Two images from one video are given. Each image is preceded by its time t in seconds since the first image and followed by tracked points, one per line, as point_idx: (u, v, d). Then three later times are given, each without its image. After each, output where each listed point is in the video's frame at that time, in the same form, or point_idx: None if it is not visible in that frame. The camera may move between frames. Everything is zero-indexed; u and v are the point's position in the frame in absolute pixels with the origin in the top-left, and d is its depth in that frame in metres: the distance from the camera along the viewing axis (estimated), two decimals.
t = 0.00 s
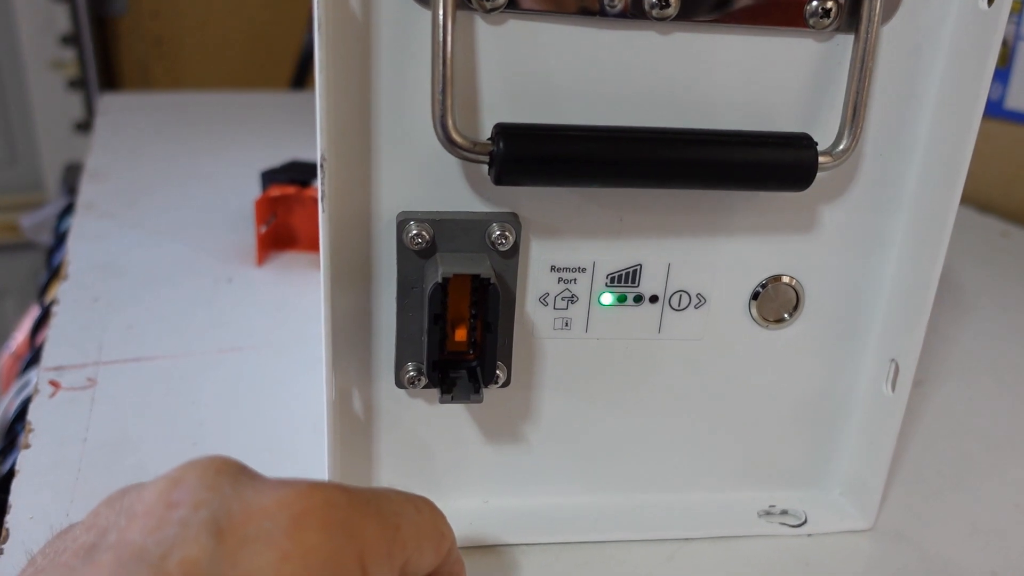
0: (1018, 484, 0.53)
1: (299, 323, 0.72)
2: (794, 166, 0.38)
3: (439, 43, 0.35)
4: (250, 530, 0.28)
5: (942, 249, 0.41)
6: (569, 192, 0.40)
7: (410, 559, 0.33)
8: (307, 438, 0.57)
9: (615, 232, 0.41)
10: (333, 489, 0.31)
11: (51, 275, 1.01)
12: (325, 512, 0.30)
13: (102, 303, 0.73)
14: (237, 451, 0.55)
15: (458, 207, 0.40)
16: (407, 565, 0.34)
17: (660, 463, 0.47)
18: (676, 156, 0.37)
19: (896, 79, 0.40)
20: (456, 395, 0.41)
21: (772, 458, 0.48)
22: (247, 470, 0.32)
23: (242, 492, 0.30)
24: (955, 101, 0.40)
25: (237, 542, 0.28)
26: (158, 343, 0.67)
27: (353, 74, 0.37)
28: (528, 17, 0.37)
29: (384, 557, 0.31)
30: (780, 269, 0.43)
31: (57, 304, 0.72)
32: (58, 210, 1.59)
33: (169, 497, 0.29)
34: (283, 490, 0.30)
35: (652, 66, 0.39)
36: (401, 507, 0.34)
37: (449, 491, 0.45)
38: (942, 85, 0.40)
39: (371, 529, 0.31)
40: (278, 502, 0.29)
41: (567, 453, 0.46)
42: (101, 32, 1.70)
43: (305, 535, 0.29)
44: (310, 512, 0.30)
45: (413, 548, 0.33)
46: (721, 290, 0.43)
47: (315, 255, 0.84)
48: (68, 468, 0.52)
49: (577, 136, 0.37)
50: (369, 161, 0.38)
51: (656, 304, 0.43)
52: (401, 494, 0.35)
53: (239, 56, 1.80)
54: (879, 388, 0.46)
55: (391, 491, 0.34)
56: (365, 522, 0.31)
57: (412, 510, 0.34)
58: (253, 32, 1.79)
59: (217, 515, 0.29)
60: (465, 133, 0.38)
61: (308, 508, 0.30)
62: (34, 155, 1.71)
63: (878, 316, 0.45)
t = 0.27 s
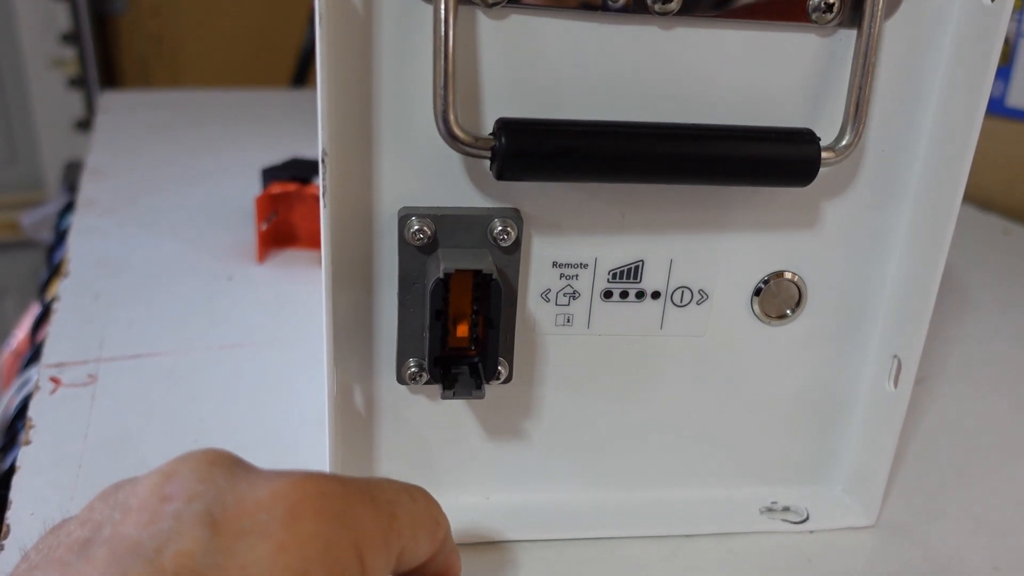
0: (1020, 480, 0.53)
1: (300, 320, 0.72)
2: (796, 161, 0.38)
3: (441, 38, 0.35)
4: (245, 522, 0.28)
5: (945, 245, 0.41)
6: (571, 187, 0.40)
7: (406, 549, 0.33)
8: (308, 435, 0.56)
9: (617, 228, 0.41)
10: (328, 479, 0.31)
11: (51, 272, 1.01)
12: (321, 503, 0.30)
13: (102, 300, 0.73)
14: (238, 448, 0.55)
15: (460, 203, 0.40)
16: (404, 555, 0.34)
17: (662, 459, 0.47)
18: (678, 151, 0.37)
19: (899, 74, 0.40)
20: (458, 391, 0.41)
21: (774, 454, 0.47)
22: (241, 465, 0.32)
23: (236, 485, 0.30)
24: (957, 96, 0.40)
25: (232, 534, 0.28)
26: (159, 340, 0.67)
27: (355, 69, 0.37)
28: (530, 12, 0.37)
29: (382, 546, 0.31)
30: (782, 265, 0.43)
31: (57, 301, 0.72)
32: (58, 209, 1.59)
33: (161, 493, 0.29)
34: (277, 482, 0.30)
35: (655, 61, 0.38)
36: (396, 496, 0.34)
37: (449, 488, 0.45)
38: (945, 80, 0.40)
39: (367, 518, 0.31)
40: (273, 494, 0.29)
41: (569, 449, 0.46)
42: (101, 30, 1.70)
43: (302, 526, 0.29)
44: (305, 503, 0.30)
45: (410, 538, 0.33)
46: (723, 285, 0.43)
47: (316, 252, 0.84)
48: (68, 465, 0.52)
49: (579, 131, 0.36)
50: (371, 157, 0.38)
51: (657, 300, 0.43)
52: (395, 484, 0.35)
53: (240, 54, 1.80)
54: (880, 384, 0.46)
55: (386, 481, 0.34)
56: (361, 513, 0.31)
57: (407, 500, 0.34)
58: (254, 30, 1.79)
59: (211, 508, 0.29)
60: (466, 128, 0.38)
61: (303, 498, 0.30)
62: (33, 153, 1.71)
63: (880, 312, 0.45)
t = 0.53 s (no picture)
0: None
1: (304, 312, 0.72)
2: (805, 149, 0.38)
3: (448, 24, 0.35)
4: (126, 445, 0.25)
5: (953, 234, 0.41)
6: (577, 175, 0.40)
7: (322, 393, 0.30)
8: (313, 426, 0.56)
9: (624, 217, 0.41)
10: (210, 377, 0.27)
11: (53, 266, 1.01)
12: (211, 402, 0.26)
13: (105, 292, 0.73)
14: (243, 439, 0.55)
15: (467, 191, 0.40)
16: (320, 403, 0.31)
17: (669, 449, 0.46)
18: (685, 139, 0.37)
19: (908, 61, 0.40)
20: (465, 379, 0.41)
21: (780, 445, 0.47)
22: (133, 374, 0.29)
23: (113, 405, 0.26)
24: (966, 83, 0.40)
25: (113, 467, 0.24)
26: (162, 332, 0.67)
27: (362, 56, 0.36)
28: None
29: (292, 422, 0.28)
30: (790, 254, 0.43)
31: (60, 294, 0.72)
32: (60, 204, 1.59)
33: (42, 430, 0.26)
34: (156, 387, 0.26)
35: (662, 49, 0.38)
36: (297, 346, 0.30)
37: (455, 478, 0.45)
38: (954, 67, 0.40)
39: (270, 402, 0.28)
40: (152, 405, 0.25)
41: (575, 440, 0.45)
42: (103, 25, 1.70)
43: (187, 440, 0.25)
44: (190, 405, 0.26)
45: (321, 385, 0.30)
46: (730, 275, 0.43)
47: (319, 245, 0.84)
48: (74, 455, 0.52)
49: (586, 118, 0.36)
50: (377, 144, 0.38)
51: (664, 290, 0.43)
52: (291, 328, 0.30)
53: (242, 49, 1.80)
54: (888, 374, 0.46)
55: (277, 329, 0.30)
56: (260, 392, 0.27)
57: (307, 341, 0.30)
58: (256, 25, 1.79)
59: (87, 441, 0.25)
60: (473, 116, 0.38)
61: (186, 399, 0.26)
62: (35, 148, 1.71)
63: (887, 302, 0.45)
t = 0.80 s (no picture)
0: None
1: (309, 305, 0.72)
2: (813, 142, 0.38)
3: (457, 15, 0.35)
4: (131, 383, 0.27)
5: (960, 228, 0.41)
6: (584, 167, 0.40)
7: (341, 336, 0.31)
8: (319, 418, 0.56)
9: (631, 209, 0.41)
10: (215, 319, 0.28)
11: (58, 259, 1.01)
12: (210, 350, 0.28)
13: (110, 285, 0.73)
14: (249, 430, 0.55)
15: (474, 182, 0.40)
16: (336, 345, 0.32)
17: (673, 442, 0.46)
18: (693, 131, 0.37)
19: (916, 54, 0.40)
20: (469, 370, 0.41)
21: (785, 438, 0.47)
22: (155, 301, 0.31)
23: (129, 337, 0.29)
24: (974, 76, 0.40)
25: (121, 401, 0.27)
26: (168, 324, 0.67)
27: (371, 47, 0.36)
28: None
29: (292, 367, 0.30)
30: (796, 247, 0.43)
31: (66, 286, 0.72)
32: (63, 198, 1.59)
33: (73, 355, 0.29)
34: (160, 329, 0.28)
35: (671, 41, 0.38)
36: (310, 293, 0.30)
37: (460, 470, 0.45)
38: (962, 60, 0.40)
39: (270, 349, 0.29)
40: (154, 348, 0.28)
41: (581, 432, 0.45)
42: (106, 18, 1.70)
43: (185, 383, 0.28)
44: (189, 353, 0.28)
45: (335, 332, 0.31)
46: (737, 268, 0.43)
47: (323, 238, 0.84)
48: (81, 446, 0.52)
49: (594, 110, 0.36)
50: (385, 136, 0.38)
51: (671, 282, 0.43)
52: (311, 269, 0.30)
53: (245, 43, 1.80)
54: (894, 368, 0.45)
55: (297, 268, 0.30)
56: (262, 340, 0.29)
57: (324, 288, 0.30)
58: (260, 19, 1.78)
59: (103, 375, 0.28)
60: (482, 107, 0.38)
61: (186, 347, 0.28)
62: (38, 142, 1.71)
63: (894, 295, 0.45)
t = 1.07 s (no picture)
0: None
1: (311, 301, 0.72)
2: (815, 139, 0.38)
3: (461, 11, 0.35)
4: (165, 331, 0.30)
5: (962, 226, 0.41)
6: (587, 163, 0.40)
7: (363, 311, 0.33)
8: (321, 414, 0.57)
9: (634, 206, 0.41)
10: (244, 277, 0.31)
11: (60, 254, 1.01)
12: (238, 305, 0.30)
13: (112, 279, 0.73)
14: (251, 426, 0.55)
15: (477, 178, 0.40)
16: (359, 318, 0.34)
17: (675, 439, 0.47)
18: (697, 128, 0.37)
19: (919, 52, 0.40)
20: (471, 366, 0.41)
21: (787, 436, 0.47)
22: (191, 263, 0.34)
23: (169, 290, 0.31)
24: (977, 73, 0.40)
25: (156, 348, 0.30)
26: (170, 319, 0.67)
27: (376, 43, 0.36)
28: None
29: (314, 330, 0.32)
30: (798, 245, 0.43)
31: (68, 280, 0.73)
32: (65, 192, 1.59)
33: (124, 304, 0.33)
34: (194, 284, 0.31)
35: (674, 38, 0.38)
36: (338, 266, 0.32)
37: (462, 466, 0.45)
38: (965, 58, 0.40)
39: (296, 311, 0.31)
40: (187, 301, 0.30)
41: (583, 428, 0.46)
42: (109, 13, 1.70)
43: (214, 333, 0.30)
44: (218, 306, 0.30)
45: (357, 303, 0.33)
46: (739, 265, 0.43)
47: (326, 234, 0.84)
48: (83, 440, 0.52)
49: (597, 107, 0.36)
50: (389, 132, 0.38)
51: (673, 280, 0.43)
52: (340, 245, 0.33)
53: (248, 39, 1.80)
54: (895, 366, 0.46)
55: (327, 245, 0.33)
56: (286, 302, 0.31)
57: (352, 264, 0.32)
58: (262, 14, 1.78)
59: (140, 326, 0.31)
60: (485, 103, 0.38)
61: (217, 301, 0.30)
62: (41, 137, 1.71)
63: (895, 293, 0.45)
